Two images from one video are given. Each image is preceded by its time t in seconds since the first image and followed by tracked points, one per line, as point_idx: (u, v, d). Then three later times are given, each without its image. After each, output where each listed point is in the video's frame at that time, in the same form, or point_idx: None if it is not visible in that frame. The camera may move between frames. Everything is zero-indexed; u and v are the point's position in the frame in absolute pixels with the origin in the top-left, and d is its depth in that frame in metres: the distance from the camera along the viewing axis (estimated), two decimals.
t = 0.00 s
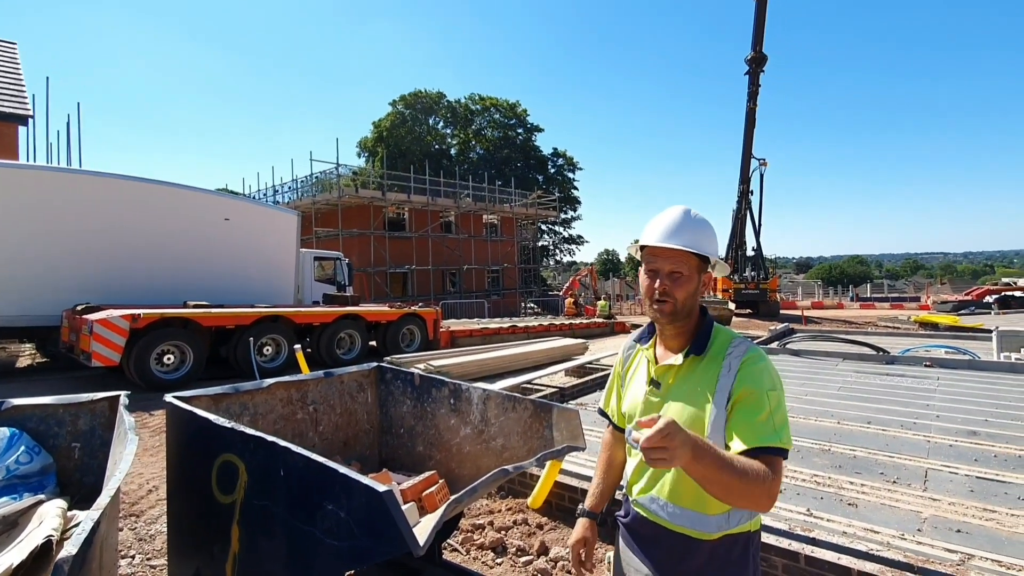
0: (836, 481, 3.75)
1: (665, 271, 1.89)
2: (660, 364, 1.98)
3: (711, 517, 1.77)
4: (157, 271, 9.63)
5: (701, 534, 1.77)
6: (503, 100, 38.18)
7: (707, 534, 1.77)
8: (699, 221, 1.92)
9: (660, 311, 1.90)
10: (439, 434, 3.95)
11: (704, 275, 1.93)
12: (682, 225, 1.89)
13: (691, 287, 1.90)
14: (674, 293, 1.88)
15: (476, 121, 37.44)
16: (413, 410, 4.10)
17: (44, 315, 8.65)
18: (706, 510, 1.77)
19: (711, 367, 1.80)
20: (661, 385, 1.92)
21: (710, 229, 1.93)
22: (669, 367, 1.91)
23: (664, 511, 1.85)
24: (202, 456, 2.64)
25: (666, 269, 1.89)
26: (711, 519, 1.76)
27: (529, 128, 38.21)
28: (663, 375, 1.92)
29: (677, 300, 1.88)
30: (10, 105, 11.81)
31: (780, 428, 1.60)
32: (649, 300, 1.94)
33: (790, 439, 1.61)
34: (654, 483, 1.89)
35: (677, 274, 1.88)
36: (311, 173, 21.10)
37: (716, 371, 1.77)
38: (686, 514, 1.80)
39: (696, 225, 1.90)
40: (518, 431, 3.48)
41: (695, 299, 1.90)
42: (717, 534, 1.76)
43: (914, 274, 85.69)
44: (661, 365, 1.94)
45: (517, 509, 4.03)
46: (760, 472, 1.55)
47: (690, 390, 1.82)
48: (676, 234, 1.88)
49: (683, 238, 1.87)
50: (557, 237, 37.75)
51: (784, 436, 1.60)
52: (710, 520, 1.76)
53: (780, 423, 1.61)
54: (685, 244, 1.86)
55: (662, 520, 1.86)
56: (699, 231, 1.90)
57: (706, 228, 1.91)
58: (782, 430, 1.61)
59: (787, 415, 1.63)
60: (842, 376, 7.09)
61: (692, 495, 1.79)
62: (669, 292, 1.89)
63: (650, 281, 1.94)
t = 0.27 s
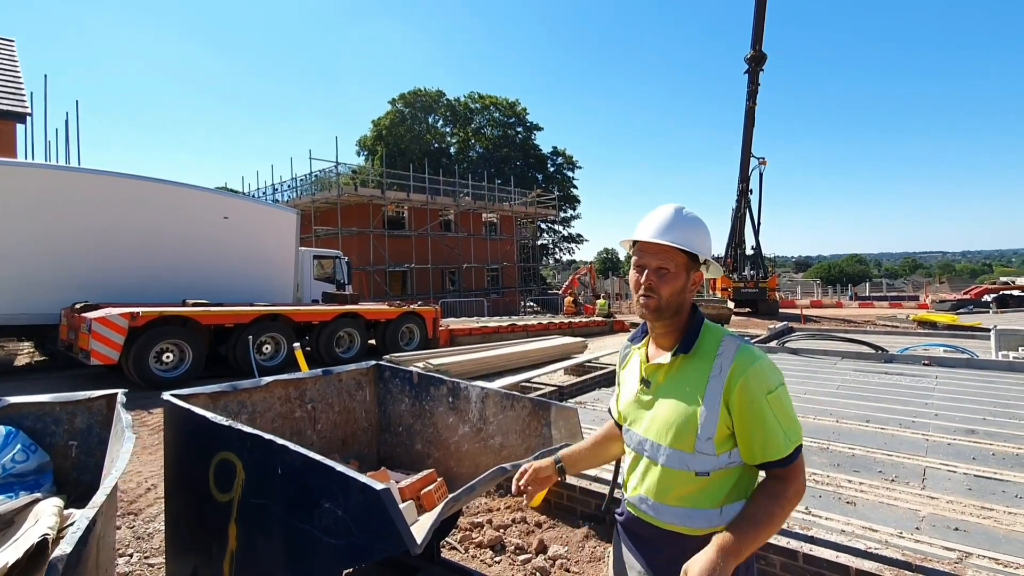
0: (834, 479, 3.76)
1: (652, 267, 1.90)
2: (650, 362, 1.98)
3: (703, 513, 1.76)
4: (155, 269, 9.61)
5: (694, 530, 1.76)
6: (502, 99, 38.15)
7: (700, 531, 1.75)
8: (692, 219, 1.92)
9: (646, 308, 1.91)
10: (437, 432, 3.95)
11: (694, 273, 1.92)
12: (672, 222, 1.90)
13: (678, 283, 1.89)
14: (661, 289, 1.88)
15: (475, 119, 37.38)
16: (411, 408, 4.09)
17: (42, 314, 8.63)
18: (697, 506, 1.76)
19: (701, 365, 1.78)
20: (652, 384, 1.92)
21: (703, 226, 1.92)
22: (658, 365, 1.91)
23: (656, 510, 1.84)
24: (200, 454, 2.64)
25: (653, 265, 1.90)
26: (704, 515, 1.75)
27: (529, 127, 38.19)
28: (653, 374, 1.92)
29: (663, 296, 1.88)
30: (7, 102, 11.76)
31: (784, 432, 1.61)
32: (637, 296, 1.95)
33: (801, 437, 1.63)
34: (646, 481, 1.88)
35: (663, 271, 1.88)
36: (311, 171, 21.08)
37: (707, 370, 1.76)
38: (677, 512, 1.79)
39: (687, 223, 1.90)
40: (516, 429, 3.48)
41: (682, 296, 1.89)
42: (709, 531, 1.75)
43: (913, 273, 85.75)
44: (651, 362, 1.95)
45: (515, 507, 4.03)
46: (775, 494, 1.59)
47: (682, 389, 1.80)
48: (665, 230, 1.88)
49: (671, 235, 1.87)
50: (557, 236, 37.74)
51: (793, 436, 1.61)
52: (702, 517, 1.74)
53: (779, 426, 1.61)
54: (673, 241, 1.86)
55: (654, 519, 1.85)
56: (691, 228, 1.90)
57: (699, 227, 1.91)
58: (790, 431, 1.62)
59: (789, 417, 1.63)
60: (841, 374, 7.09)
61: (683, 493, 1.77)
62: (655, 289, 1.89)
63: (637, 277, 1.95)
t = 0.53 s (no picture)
0: (835, 479, 3.75)
1: (651, 267, 1.88)
2: (651, 360, 1.98)
3: (700, 514, 1.76)
4: (157, 267, 9.61)
5: (691, 531, 1.76)
6: (503, 98, 38.09)
7: (698, 530, 1.76)
8: (690, 218, 1.91)
9: (647, 308, 1.90)
10: (438, 431, 3.94)
11: (693, 271, 1.91)
12: (670, 221, 1.89)
13: (678, 282, 1.88)
14: (660, 289, 1.88)
15: (476, 118, 37.34)
16: (412, 406, 4.09)
17: (43, 311, 8.63)
18: (695, 507, 1.76)
19: (701, 364, 1.78)
20: (651, 382, 1.91)
21: (700, 225, 1.91)
22: (658, 364, 1.90)
23: (653, 510, 1.83)
24: (200, 453, 2.64)
25: (652, 265, 1.89)
26: (702, 515, 1.75)
27: (530, 126, 38.14)
28: (653, 372, 1.91)
29: (664, 296, 1.88)
30: (8, 100, 11.76)
31: (781, 434, 1.60)
32: (636, 295, 1.94)
33: (796, 440, 1.62)
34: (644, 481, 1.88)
35: (663, 270, 1.88)
36: (312, 170, 21.07)
37: (707, 369, 1.75)
38: (675, 512, 1.78)
39: (684, 221, 1.89)
40: (516, 428, 3.48)
41: (682, 295, 1.89)
42: (707, 530, 1.75)
43: (915, 272, 85.56)
44: (651, 362, 1.94)
45: (516, 506, 4.03)
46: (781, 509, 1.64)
47: (681, 388, 1.79)
48: (663, 230, 1.88)
49: (671, 235, 1.86)
50: (558, 235, 37.71)
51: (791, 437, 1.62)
52: (700, 516, 1.74)
53: (779, 428, 1.60)
54: (671, 240, 1.85)
55: (651, 518, 1.85)
56: (689, 227, 1.89)
57: (696, 225, 1.90)
58: (786, 433, 1.62)
59: (787, 418, 1.63)
60: (842, 374, 7.07)
61: (681, 493, 1.77)
62: (655, 289, 1.89)
63: (636, 276, 1.94)
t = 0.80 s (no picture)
0: (842, 481, 3.71)
1: (662, 270, 1.87)
2: (659, 364, 1.96)
3: (710, 522, 1.74)
4: (165, 267, 9.67)
5: (702, 539, 1.74)
6: (509, 98, 38.11)
7: (709, 539, 1.74)
8: (699, 218, 1.89)
9: (658, 311, 1.88)
10: (443, 432, 3.94)
11: (704, 273, 1.90)
12: (679, 222, 1.87)
13: (689, 284, 1.87)
14: (672, 292, 1.86)
15: (482, 118, 37.38)
16: (418, 407, 4.09)
17: (53, 311, 8.69)
18: (706, 515, 1.74)
19: (713, 369, 1.76)
20: (662, 386, 1.89)
21: (711, 226, 1.90)
22: (668, 367, 1.88)
23: (663, 517, 1.82)
24: (207, 453, 2.65)
25: (663, 268, 1.87)
26: (713, 523, 1.73)
27: (536, 126, 38.12)
28: (663, 376, 1.89)
29: (675, 299, 1.86)
30: (18, 101, 11.88)
31: (792, 440, 1.59)
32: (648, 298, 1.93)
33: (806, 447, 1.61)
34: (653, 488, 1.86)
35: (674, 273, 1.86)
36: (319, 170, 21.15)
37: (720, 373, 1.73)
38: (686, 520, 1.76)
39: (695, 222, 1.87)
40: (522, 429, 3.47)
41: (694, 298, 1.87)
42: (718, 539, 1.73)
43: (924, 272, 84.80)
44: (661, 365, 1.92)
45: (522, 507, 4.02)
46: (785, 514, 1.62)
47: (693, 392, 1.77)
48: (672, 231, 1.86)
49: (683, 237, 1.84)
50: (563, 235, 37.68)
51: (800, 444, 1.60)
52: (711, 524, 1.73)
53: (791, 435, 1.60)
54: (682, 242, 1.84)
55: (661, 526, 1.83)
56: (699, 228, 1.87)
57: (706, 225, 1.88)
58: (796, 439, 1.60)
59: (797, 424, 1.62)
60: (850, 375, 7.01)
61: (691, 501, 1.75)
62: (666, 292, 1.87)
63: (647, 279, 1.92)
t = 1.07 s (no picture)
0: (856, 485, 3.66)
1: (660, 269, 1.86)
2: (666, 364, 1.95)
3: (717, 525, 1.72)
4: (179, 266, 9.78)
5: (709, 541, 1.73)
6: (519, 98, 38.09)
7: (715, 542, 1.72)
8: (703, 217, 1.86)
9: (658, 312, 1.88)
10: (453, 432, 3.94)
11: (707, 272, 1.86)
12: (679, 221, 1.85)
13: (688, 284, 1.84)
14: (668, 290, 1.85)
15: (492, 118, 37.41)
16: (427, 407, 4.10)
17: (69, 309, 8.83)
18: (713, 518, 1.72)
19: (720, 370, 1.74)
20: (668, 387, 1.88)
21: (714, 223, 1.86)
22: (675, 368, 1.87)
23: (670, 519, 1.81)
24: (218, 452, 2.67)
25: (660, 267, 1.86)
26: (719, 527, 1.71)
27: (546, 125, 38.08)
28: (669, 376, 1.88)
29: (673, 299, 1.85)
30: (36, 104, 12.08)
31: (798, 444, 1.57)
32: (647, 297, 1.92)
33: (812, 450, 1.59)
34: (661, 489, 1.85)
35: (671, 271, 1.84)
36: (330, 171, 21.28)
37: (727, 375, 1.71)
38: (691, 522, 1.75)
39: (697, 220, 1.85)
40: (532, 430, 3.46)
41: (693, 298, 1.84)
42: (724, 542, 1.72)
43: (940, 273, 83.53)
44: (667, 365, 1.91)
45: (531, 508, 4.01)
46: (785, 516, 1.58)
47: (699, 393, 1.76)
48: (671, 231, 1.84)
49: (681, 236, 1.82)
50: (573, 235, 37.61)
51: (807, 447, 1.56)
52: (718, 529, 1.71)
53: (797, 438, 1.57)
54: (681, 240, 1.81)
55: (667, 528, 1.83)
56: (702, 227, 1.84)
57: (709, 224, 1.85)
58: (800, 443, 1.57)
59: (806, 426, 1.59)
60: (863, 377, 6.92)
61: (698, 504, 1.74)
62: (664, 292, 1.86)
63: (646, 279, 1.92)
